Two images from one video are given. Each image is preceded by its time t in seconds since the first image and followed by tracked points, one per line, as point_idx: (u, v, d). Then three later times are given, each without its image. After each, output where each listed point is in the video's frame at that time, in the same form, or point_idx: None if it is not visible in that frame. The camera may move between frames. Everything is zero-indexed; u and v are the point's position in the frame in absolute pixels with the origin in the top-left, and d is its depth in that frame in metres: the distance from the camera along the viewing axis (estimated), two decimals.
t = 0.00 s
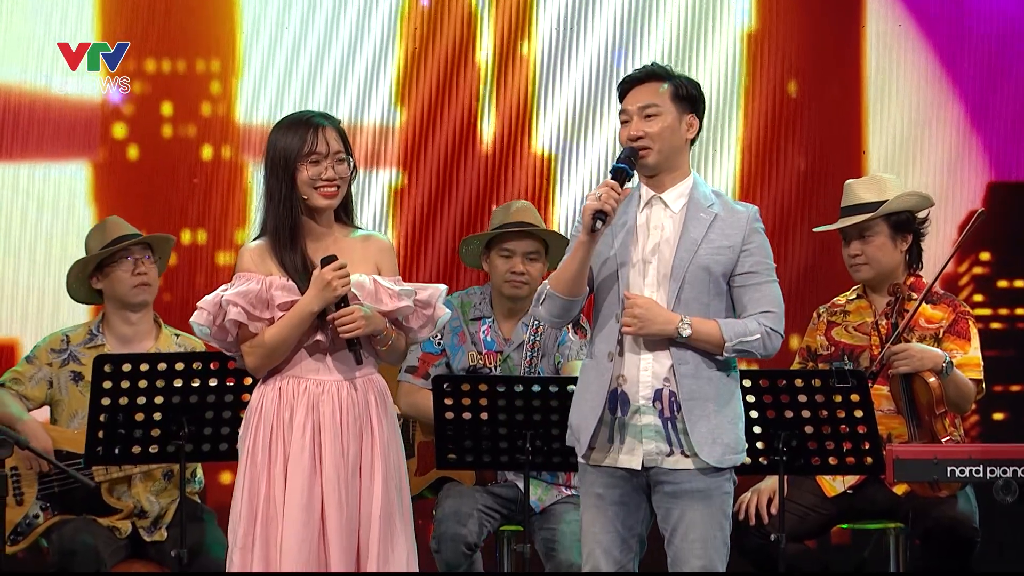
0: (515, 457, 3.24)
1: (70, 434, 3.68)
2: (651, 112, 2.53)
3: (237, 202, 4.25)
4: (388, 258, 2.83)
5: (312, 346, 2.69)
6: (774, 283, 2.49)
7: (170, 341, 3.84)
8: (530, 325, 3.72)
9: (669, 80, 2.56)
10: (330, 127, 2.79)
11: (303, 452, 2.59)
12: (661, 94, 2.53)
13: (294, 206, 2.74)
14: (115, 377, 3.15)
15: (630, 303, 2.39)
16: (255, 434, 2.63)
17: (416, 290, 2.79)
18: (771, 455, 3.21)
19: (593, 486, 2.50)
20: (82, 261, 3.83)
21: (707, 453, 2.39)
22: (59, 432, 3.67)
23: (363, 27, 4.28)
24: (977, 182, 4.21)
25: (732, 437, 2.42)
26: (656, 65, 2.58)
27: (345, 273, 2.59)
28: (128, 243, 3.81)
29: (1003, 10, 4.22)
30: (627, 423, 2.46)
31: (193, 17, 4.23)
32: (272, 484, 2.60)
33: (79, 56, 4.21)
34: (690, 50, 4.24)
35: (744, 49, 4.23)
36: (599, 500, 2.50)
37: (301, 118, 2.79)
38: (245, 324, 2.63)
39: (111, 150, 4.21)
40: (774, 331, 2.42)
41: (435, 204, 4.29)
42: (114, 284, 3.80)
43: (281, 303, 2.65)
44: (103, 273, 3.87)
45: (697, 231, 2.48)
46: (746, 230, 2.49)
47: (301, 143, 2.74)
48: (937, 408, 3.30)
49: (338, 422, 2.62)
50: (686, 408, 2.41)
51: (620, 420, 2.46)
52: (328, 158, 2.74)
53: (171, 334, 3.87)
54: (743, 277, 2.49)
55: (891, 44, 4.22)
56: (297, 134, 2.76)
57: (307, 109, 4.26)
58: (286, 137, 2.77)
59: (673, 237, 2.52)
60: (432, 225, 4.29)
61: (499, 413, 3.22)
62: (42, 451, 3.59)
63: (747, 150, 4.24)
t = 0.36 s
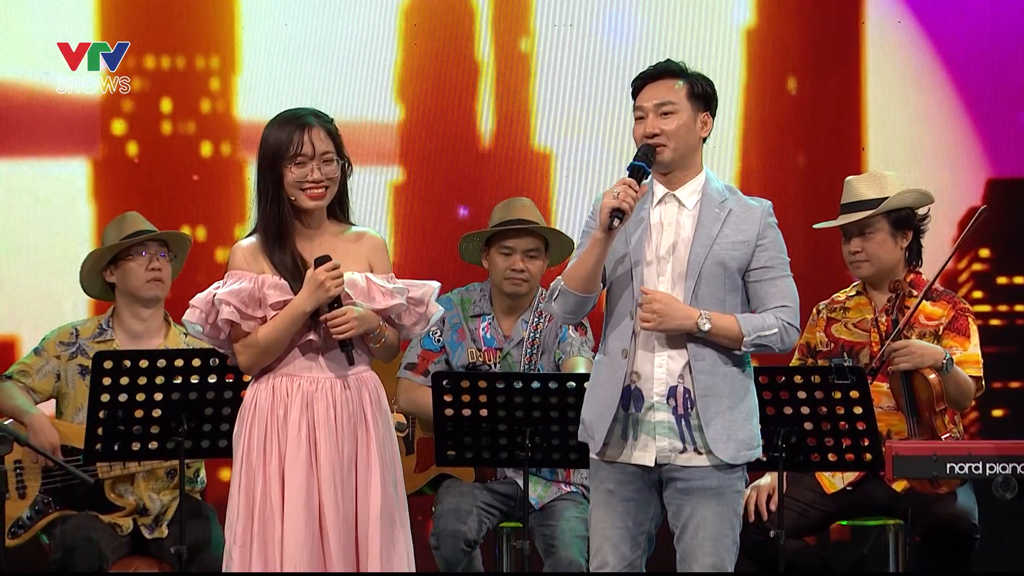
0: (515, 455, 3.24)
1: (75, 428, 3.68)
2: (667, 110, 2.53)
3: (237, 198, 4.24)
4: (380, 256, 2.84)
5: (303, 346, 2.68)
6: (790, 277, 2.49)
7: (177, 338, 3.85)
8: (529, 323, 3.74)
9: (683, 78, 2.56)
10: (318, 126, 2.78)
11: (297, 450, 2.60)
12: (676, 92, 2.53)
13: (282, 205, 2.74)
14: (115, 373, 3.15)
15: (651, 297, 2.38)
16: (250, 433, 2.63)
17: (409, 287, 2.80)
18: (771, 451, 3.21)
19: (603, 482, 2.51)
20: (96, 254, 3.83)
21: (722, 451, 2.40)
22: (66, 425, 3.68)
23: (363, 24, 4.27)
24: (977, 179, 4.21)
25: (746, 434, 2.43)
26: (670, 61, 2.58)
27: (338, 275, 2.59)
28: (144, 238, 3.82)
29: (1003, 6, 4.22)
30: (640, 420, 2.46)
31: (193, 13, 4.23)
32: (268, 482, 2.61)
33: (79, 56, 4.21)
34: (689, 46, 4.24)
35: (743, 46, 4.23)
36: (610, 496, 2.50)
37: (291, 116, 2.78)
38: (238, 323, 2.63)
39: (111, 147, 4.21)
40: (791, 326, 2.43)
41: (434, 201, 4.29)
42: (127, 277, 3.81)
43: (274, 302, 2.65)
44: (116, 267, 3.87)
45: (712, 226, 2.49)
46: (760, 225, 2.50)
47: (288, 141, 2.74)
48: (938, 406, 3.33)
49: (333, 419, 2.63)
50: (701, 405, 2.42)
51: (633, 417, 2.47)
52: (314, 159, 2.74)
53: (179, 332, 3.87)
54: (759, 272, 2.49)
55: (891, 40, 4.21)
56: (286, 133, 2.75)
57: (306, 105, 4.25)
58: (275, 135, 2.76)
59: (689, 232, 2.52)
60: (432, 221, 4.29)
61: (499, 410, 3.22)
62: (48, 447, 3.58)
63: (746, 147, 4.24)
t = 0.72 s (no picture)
0: (515, 450, 3.25)
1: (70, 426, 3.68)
2: (674, 108, 2.51)
3: (237, 193, 4.25)
4: (377, 249, 2.83)
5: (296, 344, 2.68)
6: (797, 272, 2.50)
7: (168, 333, 3.85)
8: (530, 320, 3.73)
9: (688, 75, 2.54)
10: (304, 122, 2.77)
11: (292, 448, 2.60)
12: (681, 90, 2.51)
13: (269, 204, 2.73)
14: (115, 369, 3.15)
15: (683, 262, 2.34)
16: (246, 430, 2.64)
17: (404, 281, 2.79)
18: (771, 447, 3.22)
19: (611, 478, 2.51)
20: (83, 250, 3.84)
21: (735, 449, 2.40)
22: (59, 423, 3.68)
23: (363, 20, 4.27)
24: (977, 174, 4.20)
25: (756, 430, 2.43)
26: (675, 58, 2.55)
27: (329, 276, 2.57)
28: (130, 234, 3.82)
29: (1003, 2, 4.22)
30: (650, 418, 2.46)
31: (193, 8, 4.22)
32: (263, 479, 2.61)
33: (78, 55, 4.21)
34: (688, 43, 4.24)
35: (743, 41, 4.23)
36: (617, 491, 2.51)
37: (278, 113, 2.77)
38: (232, 324, 2.65)
39: (111, 142, 4.21)
40: (805, 318, 2.45)
41: (434, 197, 4.29)
42: (114, 274, 3.81)
43: (267, 303, 2.64)
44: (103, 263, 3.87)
45: (721, 223, 2.50)
46: (769, 221, 2.51)
47: (273, 139, 2.72)
48: (938, 401, 3.31)
49: (328, 417, 2.62)
50: (714, 402, 2.42)
51: (643, 414, 2.47)
52: (299, 157, 2.73)
53: (169, 326, 3.87)
54: (768, 267, 2.50)
55: (891, 36, 4.21)
56: (272, 130, 2.74)
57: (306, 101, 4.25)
58: (262, 132, 2.75)
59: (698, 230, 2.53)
60: (432, 217, 4.29)
61: (498, 406, 3.22)
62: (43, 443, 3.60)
63: (746, 142, 4.24)
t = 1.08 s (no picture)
0: (517, 451, 3.25)
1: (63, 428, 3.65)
2: (675, 114, 2.50)
3: (237, 193, 4.24)
4: (384, 250, 2.83)
5: (299, 338, 2.69)
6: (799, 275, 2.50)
7: (154, 329, 3.86)
8: (533, 320, 3.74)
9: (689, 78, 2.54)
10: (314, 120, 2.77)
11: (289, 446, 2.59)
12: (683, 94, 2.51)
13: (277, 200, 2.74)
14: (115, 369, 3.15)
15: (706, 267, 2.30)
16: (244, 428, 2.64)
17: (409, 281, 2.79)
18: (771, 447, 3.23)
19: (613, 480, 2.52)
20: (61, 254, 3.83)
21: (738, 452, 2.40)
22: (50, 426, 3.66)
23: (363, 20, 4.27)
24: (977, 174, 4.21)
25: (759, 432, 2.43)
26: (676, 62, 2.55)
27: (331, 267, 2.60)
28: (107, 234, 3.82)
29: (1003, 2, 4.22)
30: (653, 421, 2.46)
31: (193, 8, 4.22)
32: (260, 478, 2.61)
33: (79, 56, 4.20)
34: (689, 42, 4.24)
35: (744, 41, 4.23)
36: (620, 493, 2.51)
37: (287, 111, 2.78)
38: (233, 315, 2.64)
39: (111, 142, 4.21)
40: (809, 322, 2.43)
41: (435, 197, 4.29)
42: (94, 275, 3.82)
43: (268, 295, 2.65)
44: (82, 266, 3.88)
45: (723, 227, 2.50)
46: (772, 224, 2.51)
47: (282, 136, 2.73)
48: (940, 401, 3.34)
49: (326, 416, 2.62)
50: (717, 405, 2.42)
51: (646, 418, 2.47)
52: (306, 154, 2.73)
53: (154, 322, 3.88)
54: (772, 271, 2.50)
55: (893, 36, 4.21)
56: (280, 128, 2.75)
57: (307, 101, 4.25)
58: (271, 129, 2.77)
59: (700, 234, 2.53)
60: (433, 217, 4.29)
61: (499, 407, 3.22)
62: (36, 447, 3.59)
63: (748, 142, 4.23)
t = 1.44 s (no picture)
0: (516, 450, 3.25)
1: (63, 428, 3.65)
2: (673, 106, 2.51)
3: (238, 193, 4.24)
4: (386, 251, 2.83)
5: (299, 338, 2.70)
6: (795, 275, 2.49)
7: (154, 329, 3.86)
8: (533, 320, 3.73)
9: (687, 74, 2.55)
10: (314, 120, 2.77)
11: (289, 447, 2.59)
12: (681, 87, 2.52)
13: (277, 200, 2.74)
14: (115, 369, 3.15)
15: (662, 299, 2.35)
16: (245, 429, 2.64)
17: (410, 281, 2.78)
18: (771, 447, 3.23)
19: (610, 479, 2.52)
20: (63, 254, 3.84)
21: (734, 451, 2.40)
22: (53, 428, 3.65)
23: (364, 19, 4.27)
24: (977, 174, 4.20)
25: (755, 432, 2.42)
26: (674, 58, 2.56)
27: (328, 268, 2.59)
28: (107, 233, 3.82)
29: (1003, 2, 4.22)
30: (649, 421, 2.46)
31: (194, 8, 4.22)
32: (260, 479, 2.61)
33: (79, 56, 4.20)
34: (689, 42, 4.24)
35: (744, 41, 4.23)
36: (616, 493, 2.51)
37: (289, 111, 2.78)
38: (232, 316, 2.64)
39: (112, 142, 4.21)
40: (798, 326, 2.43)
41: (435, 197, 4.29)
42: (95, 275, 3.82)
43: (268, 295, 2.65)
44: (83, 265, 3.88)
45: (718, 227, 2.49)
46: (766, 225, 2.50)
47: (282, 137, 2.73)
48: (939, 401, 3.33)
49: (325, 416, 2.62)
50: (712, 406, 2.41)
51: (641, 417, 2.46)
52: (306, 154, 2.73)
53: (155, 322, 3.89)
54: (766, 271, 2.49)
55: (893, 36, 4.21)
56: (281, 128, 2.75)
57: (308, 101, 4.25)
58: (272, 130, 2.77)
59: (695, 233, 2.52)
60: (433, 217, 4.29)
61: (498, 407, 3.21)
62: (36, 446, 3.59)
63: (748, 142, 4.24)
